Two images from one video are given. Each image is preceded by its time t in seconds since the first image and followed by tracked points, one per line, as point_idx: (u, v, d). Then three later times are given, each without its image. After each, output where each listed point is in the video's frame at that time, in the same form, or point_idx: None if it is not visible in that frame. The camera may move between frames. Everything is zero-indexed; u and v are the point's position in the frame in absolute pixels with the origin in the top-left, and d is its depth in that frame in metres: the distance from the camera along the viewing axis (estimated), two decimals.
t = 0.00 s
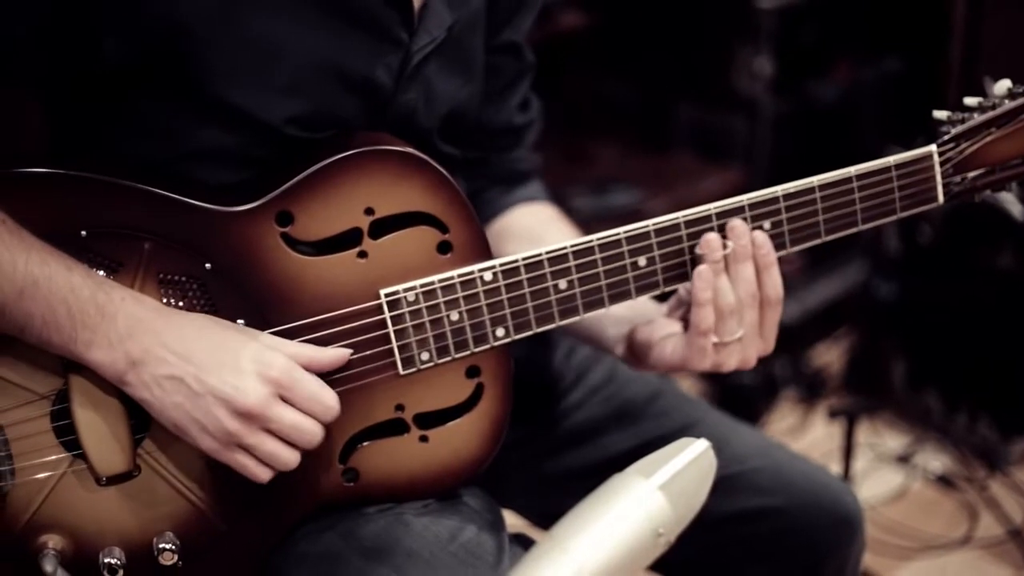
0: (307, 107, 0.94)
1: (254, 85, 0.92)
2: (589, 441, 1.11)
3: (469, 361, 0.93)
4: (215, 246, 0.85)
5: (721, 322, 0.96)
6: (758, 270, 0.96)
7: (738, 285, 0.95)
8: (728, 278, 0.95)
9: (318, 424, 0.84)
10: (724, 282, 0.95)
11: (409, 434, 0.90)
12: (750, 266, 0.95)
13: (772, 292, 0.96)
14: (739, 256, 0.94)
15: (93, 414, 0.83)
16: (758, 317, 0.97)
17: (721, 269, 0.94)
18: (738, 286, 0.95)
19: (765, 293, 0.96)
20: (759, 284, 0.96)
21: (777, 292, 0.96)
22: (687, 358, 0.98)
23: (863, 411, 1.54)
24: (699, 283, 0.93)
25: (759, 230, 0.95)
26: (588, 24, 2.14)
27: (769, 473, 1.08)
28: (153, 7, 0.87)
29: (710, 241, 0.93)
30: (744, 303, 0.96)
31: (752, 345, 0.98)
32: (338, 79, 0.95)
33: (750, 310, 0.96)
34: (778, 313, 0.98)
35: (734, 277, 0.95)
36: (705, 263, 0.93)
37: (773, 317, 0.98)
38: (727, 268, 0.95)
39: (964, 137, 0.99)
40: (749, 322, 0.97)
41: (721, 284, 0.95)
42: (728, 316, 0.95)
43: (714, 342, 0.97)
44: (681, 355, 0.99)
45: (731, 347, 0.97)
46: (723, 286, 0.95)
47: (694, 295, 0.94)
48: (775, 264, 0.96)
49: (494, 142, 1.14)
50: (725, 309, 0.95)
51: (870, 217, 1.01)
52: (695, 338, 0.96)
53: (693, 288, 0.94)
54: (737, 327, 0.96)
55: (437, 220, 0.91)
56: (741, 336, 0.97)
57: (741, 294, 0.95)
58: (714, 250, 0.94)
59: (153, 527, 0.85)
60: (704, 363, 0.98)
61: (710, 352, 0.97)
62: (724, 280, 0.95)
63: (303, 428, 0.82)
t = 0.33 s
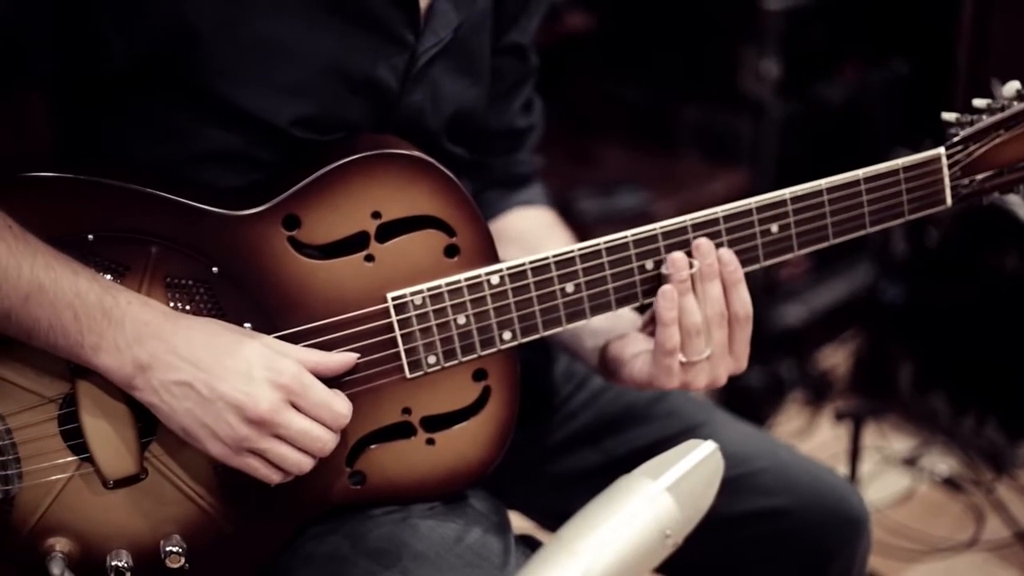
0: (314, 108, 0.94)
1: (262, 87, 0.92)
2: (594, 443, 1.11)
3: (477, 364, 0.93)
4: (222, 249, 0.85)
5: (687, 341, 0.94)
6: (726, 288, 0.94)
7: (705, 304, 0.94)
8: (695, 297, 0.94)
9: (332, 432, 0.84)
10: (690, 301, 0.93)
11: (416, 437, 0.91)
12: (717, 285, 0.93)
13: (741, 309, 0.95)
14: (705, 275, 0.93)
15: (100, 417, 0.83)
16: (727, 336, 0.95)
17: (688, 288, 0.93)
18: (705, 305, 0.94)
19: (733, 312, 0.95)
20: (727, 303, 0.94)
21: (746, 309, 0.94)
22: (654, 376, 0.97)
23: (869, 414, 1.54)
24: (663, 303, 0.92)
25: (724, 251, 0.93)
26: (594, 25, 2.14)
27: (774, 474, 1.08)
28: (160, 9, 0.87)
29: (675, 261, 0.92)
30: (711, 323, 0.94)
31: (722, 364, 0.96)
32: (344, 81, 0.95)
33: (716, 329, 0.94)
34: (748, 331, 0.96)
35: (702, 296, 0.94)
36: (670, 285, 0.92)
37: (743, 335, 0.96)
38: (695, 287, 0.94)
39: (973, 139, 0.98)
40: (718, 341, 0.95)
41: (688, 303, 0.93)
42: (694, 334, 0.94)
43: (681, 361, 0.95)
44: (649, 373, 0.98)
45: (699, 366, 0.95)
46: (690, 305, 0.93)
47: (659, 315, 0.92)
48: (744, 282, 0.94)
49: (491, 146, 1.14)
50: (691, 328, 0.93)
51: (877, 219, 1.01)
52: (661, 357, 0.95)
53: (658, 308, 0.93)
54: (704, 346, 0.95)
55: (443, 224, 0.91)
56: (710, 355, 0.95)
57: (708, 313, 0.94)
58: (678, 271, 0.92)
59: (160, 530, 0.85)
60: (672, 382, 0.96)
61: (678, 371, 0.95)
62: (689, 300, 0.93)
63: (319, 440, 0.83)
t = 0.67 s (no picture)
0: (325, 110, 0.95)
1: (271, 88, 0.92)
2: (603, 444, 1.11)
3: (487, 365, 0.94)
4: (234, 251, 0.85)
5: (690, 347, 0.94)
6: (728, 293, 0.94)
7: (707, 310, 0.93)
8: (697, 302, 0.93)
9: (337, 423, 0.84)
10: (692, 307, 0.93)
11: (427, 438, 0.91)
12: (719, 289, 0.93)
13: (744, 313, 0.94)
14: (706, 281, 0.93)
15: (112, 418, 0.83)
16: (731, 340, 0.95)
17: (689, 295, 0.92)
18: (707, 311, 0.93)
19: (736, 316, 0.94)
20: (730, 307, 0.94)
21: (749, 314, 0.94)
22: (660, 382, 0.97)
23: (877, 416, 1.54)
24: (664, 310, 0.91)
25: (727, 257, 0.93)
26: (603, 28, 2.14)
27: (783, 475, 1.08)
28: (170, 10, 0.87)
29: (675, 267, 0.92)
30: (715, 328, 0.94)
31: (727, 367, 0.96)
32: (354, 82, 0.96)
33: (720, 334, 0.94)
34: (752, 334, 0.95)
35: (704, 301, 0.93)
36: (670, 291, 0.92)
37: (747, 339, 0.96)
38: (697, 293, 0.93)
39: (983, 141, 0.99)
40: (722, 346, 0.95)
41: (689, 309, 0.93)
42: (697, 340, 0.93)
43: (685, 367, 0.95)
44: (654, 378, 0.99)
45: (703, 371, 0.95)
46: (691, 311, 0.93)
47: (660, 322, 0.92)
48: (745, 286, 0.94)
49: (500, 146, 1.15)
50: (694, 334, 0.93)
51: (888, 221, 1.01)
52: (664, 364, 0.94)
53: (659, 315, 0.92)
54: (707, 351, 0.94)
55: (454, 225, 0.92)
56: (714, 360, 0.95)
57: (711, 318, 0.93)
58: (680, 275, 0.92)
59: (172, 531, 0.85)
60: (676, 388, 0.96)
61: (681, 377, 0.95)
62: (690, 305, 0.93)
63: (326, 431, 0.83)
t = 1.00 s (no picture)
0: (334, 104, 0.95)
1: (280, 83, 0.92)
2: (613, 437, 1.11)
3: (498, 357, 0.94)
4: (245, 244, 0.85)
5: (705, 336, 0.94)
6: (743, 282, 0.94)
7: (722, 299, 0.93)
8: (713, 291, 0.93)
9: (353, 420, 0.85)
10: (707, 296, 0.92)
11: (437, 430, 0.91)
12: (735, 279, 0.93)
13: (760, 303, 0.94)
14: (723, 269, 0.93)
15: (123, 412, 0.83)
16: (746, 330, 0.95)
17: (705, 283, 0.92)
18: (723, 300, 0.93)
19: (752, 306, 0.94)
20: (746, 297, 0.94)
21: (765, 304, 0.94)
22: (674, 370, 0.97)
23: (888, 412, 1.54)
24: (679, 298, 0.91)
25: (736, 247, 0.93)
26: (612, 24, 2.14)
27: (794, 467, 1.08)
28: (180, 6, 0.87)
29: (691, 256, 0.92)
30: (730, 317, 0.93)
31: (741, 357, 0.96)
32: (363, 76, 0.96)
33: (734, 323, 0.94)
34: (768, 324, 0.95)
35: (719, 290, 0.93)
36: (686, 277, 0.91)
37: (762, 330, 0.95)
38: (712, 282, 0.93)
39: (994, 129, 0.99)
40: (737, 335, 0.95)
41: (705, 298, 0.92)
42: (712, 329, 0.93)
43: (700, 356, 0.94)
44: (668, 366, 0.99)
45: (718, 360, 0.95)
46: (707, 300, 0.92)
47: (676, 310, 0.92)
48: (761, 275, 0.94)
49: (511, 138, 1.15)
50: (709, 323, 0.93)
51: (898, 210, 1.01)
52: (679, 353, 0.94)
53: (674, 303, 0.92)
54: (722, 340, 0.94)
55: (464, 217, 0.92)
56: (728, 349, 0.95)
57: (726, 307, 0.93)
58: (694, 264, 0.92)
59: (184, 524, 0.85)
60: (691, 377, 0.95)
61: (696, 366, 0.95)
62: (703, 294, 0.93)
63: (343, 429, 0.83)
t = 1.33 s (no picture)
0: (340, 101, 0.95)
1: (286, 81, 0.92)
2: (619, 433, 1.10)
3: (504, 353, 0.94)
4: (250, 241, 0.85)
5: (707, 334, 0.93)
6: (744, 280, 0.93)
7: (723, 297, 0.93)
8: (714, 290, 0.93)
9: (359, 419, 0.85)
10: (707, 294, 0.92)
11: (443, 426, 0.91)
12: (735, 277, 0.92)
13: (762, 301, 0.93)
14: (722, 268, 0.92)
15: (127, 408, 0.83)
16: (749, 328, 0.95)
17: (705, 282, 0.92)
18: (723, 298, 0.93)
19: (754, 303, 0.94)
20: (747, 295, 0.94)
21: (768, 301, 0.93)
22: (676, 370, 0.97)
23: (894, 409, 1.54)
24: (678, 297, 0.91)
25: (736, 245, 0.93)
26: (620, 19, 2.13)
27: (800, 464, 1.08)
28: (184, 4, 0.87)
29: (690, 255, 0.92)
30: (731, 315, 0.93)
31: (744, 355, 0.95)
32: (369, 73, 0.96)
33: (735, 321, 0.94)
34: (771, 322, 0.95)
35: (720, 289, 0.93)
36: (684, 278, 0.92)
37: (766, 327, 0.95)
38: (712, 281, 0.93)
39: (1001, 126, 0.98)
40: (740, 333, 0.94)
41: (705, 296, 0.92)
42: (713, 327, 0.93)
43: (702, 355, 0.94)
44: (670, 365, 0.99)
45: (721, 358, 0.95)
46: (707, 299, 0.92)
47: (676, 310, 0.92)
48: (762, 273, 0.93)
49: (519, 134, 1.15)
50: (709, 322, 0.92)
51: (905, 206, 1.00)
52: (680, 351, 0.94)
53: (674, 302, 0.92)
54: (724, 338, 0.94)
55: (470, 214, 0.92)
56: (731, 347, 0.95)
57: (727, 306, 0.93)
58: (693, 264, 0.92)
59: (189, 520, 0.86)
60: (693, 376, 0.96)
61: (698, 365, 0.95)
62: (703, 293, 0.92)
63: (348, 427, 0.83)
